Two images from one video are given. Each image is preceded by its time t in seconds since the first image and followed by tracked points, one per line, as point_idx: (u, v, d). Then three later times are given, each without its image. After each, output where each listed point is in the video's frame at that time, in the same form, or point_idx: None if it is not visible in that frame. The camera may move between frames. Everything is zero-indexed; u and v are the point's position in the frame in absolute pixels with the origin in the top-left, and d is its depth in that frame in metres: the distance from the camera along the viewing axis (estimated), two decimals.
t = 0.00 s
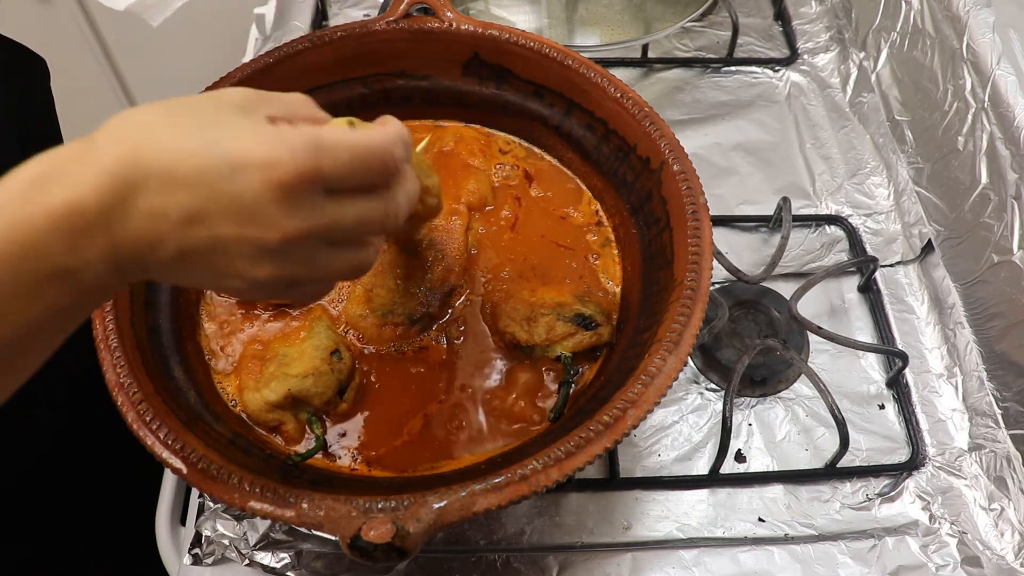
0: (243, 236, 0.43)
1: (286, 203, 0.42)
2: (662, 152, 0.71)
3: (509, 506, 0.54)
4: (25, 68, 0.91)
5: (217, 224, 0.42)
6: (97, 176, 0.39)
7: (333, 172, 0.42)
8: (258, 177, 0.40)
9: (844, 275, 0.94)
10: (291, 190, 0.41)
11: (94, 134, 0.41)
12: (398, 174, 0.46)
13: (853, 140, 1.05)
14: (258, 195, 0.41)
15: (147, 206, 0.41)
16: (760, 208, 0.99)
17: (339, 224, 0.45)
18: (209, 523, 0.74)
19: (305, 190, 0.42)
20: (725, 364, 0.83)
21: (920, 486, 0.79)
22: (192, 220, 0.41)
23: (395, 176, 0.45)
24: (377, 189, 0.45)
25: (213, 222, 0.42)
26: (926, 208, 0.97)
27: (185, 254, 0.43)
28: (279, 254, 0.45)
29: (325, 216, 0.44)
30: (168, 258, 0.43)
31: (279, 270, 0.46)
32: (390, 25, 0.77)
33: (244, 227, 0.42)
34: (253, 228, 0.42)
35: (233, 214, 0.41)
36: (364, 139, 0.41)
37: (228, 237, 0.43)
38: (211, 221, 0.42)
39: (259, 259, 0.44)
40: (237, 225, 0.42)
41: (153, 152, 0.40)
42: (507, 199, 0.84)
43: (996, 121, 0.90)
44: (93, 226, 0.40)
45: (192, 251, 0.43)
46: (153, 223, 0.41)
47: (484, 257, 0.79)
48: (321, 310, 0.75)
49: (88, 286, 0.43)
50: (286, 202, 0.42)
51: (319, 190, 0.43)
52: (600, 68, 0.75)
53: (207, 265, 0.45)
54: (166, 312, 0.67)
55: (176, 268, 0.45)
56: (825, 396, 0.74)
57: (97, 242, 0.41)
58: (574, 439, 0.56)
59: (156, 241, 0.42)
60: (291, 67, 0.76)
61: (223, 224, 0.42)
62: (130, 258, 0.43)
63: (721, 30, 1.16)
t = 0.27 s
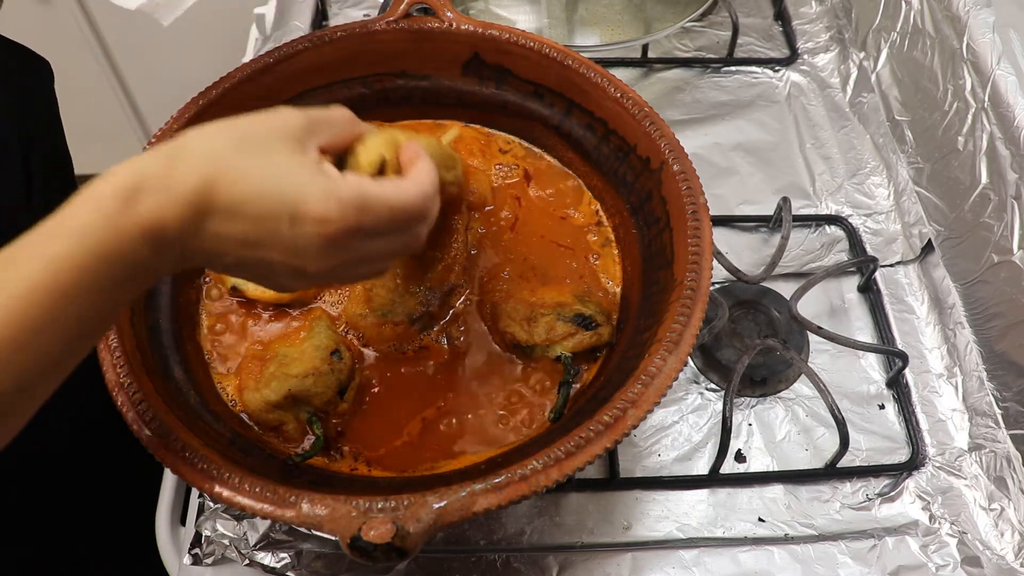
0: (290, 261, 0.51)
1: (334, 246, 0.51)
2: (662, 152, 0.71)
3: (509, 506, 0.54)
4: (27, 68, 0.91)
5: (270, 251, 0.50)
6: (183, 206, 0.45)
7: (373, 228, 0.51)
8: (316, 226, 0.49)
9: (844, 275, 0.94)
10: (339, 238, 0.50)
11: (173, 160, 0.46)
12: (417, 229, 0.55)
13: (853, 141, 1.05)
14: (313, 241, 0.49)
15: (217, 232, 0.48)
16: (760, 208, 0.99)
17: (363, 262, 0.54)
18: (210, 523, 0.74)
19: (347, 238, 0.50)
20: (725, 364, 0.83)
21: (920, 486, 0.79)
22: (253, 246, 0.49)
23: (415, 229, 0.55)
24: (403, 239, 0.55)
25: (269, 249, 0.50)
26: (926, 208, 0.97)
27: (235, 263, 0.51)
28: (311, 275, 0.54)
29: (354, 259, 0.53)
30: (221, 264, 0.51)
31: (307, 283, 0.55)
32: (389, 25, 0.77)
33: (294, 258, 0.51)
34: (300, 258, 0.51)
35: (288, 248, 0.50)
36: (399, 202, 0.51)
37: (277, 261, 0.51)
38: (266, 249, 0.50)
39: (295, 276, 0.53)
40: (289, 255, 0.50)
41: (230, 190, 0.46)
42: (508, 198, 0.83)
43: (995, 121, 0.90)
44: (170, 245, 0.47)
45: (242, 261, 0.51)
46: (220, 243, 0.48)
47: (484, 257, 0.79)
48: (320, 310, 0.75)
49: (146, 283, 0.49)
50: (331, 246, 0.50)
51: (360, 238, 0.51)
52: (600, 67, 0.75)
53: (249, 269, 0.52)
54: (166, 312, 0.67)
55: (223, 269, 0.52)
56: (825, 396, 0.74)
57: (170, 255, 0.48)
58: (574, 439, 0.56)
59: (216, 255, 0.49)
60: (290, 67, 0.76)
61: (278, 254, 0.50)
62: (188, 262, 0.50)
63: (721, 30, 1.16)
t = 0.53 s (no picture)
0: (267, 275, 0.49)
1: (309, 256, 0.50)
2: (662, 152, 0.71)
3: (509, 506, 0.54)
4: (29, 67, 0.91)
5: (248, 265, 0.49)
6: (159, 222, 0.46)
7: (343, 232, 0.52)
8: (290, 230, 0.49)
9: (844, 275, 0.94)
10: (311, 243, 0.50)
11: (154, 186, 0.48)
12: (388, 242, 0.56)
13: (853, 141, 1.05)
14: (289, 246, 0.49)
15: (195, 250, 0.47)
16: (761, 208, 0.99)
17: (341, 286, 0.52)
18: (210, 523, 0.74)
19: (318, 245, 0.51)
20: (725, 363, 0.83)
21: (920, 486, 0.79)
22: (230, 260, 0.48)
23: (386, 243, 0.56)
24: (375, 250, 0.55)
25: (247, 263, 0.49)
26: (926, 208, 0.97)
27: (214, 288, 0.50)
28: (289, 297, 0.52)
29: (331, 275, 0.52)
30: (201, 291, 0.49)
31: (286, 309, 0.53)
32: (390, 25, 0.77)
33: (271, 272, 0.49)
34: (278, 270, 0.49)
35: (264, 257, 0.49)
36: (365, 217, 0.54)
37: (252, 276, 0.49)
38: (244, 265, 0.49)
39: (274, 299, 0.51)
40: (265, 267, 0.49)
41: (204, 209, 0.47)
42: (508, 196, 0.83)
43: (995, 121, 0.90)
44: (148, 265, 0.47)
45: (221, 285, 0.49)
46: (197, 261, 0.48)
47: (484, 255, 0.78)
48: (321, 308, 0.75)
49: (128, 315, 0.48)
50: (306, 252, 0.50)
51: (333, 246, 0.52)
52: (600, 68, 0.76)
53: (229, 298, 0.51)
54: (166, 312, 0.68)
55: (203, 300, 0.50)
56: (825, 396, 0.74)
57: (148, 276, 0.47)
58: (574, 439, 0.56)
59: (194, 276, 0.48)
60: (291, 65, 0.76)
61: (256, 268, 0.49)
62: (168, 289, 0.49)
63: (721, 30, 1.16)
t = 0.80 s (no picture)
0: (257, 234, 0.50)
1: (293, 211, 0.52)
2: (662, 152, 0.71)
3: (509, 506, 0.54)
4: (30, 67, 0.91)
5: (238, 227, 0.50)
6: (142, 205, 0.48)
7: (321, 189, 0.54)
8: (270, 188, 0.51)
9: (844, 275, 0.94)
10: (293, 198, 0.52)
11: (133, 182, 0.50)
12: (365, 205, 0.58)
13: (853, 141, 1.05)
14: (270, 200, 0.51)
15: (180, 224, 0.49)
16: (761, 208, 0.99)
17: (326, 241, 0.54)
18: (209, 523, 0.74)
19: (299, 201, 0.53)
20: (725, 363, 0.83)
21: (920, 486, 0.79)
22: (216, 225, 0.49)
23: (366, 207, 0.58)
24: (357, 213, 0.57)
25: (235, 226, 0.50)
26: (926, 208, 0.97)
27: (207, 261, 0.50)
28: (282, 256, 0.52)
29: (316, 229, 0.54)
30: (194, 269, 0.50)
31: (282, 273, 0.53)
32: (390, 25, 0.77)
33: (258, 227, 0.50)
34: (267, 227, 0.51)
35: (250, 217, 0.50)
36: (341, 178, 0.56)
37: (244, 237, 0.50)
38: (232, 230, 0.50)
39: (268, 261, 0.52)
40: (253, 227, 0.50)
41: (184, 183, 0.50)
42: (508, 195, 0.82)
43: (995, 121, 0.90)
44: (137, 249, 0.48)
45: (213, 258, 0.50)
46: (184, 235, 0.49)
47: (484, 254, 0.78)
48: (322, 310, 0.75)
49: (123, 304, 0.48)
50: (290, 207, 0.52)
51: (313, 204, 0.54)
52: (599, 68, 0.76)
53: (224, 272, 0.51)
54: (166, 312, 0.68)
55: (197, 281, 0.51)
56: (825, 396, 0.74)
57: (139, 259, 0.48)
58: (574, 439, 0.56)
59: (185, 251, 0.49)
60: (292, 65, 0.76)
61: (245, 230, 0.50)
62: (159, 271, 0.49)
63: (721, 30, 1.16)
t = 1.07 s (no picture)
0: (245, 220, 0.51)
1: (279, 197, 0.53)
2: (662, 152, 0.71)
3: (509, 506, 0.54)
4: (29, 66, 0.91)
5: (229, 215, 0.51)
6: (139, 199, 0.50)
7: (303, 182, 0.55)
8: (256, 178, 0.52)
9: (844, 275, 0.94)
10: (280, 187, 0.53)
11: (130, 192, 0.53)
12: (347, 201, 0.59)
13: (853, 141, 1.05)
14: (259, 188, 0.52)
15: (171, 215, 0.50)
16: (761, 208, 0.99)
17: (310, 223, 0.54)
18: (210, 523, 0.74)
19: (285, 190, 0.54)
20: (725, 363, 0.83)
21: (920, 486, 0.79)
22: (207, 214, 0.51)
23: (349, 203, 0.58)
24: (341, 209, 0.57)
25: (223, 212, 0.51)
26: (926, 208, 0.97)
27: (195, 248, 0.50)
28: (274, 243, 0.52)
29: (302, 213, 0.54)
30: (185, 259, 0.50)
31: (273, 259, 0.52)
32: (390, 25, 0.77)
33: (246, 212, 0.51)
34: (254, 210, 0.51)
35: (239, 205, 0.51)
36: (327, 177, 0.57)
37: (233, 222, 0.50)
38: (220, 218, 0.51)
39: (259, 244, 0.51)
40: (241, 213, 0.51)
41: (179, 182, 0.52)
42: (507, 194, 0.82)
43: (995, 121, 0.90)
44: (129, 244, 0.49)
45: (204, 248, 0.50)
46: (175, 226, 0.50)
47: (486, 254, 0.78)
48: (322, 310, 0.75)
49: (112, 295, 0.49)
50: (277, 194, 0.53)
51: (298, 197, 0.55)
52: (600, 68, 0.76)
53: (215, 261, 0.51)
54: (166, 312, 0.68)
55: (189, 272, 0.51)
56: (825, 396, 0.74)
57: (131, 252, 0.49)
58: (574, 439, 0.56)
59: (174, 241, 0.49)
60: (292, 64, 0.76)
61: (232, 216, 0.51)
62: (149, 264, 0.49)
63: (721, 30, 1.16)
